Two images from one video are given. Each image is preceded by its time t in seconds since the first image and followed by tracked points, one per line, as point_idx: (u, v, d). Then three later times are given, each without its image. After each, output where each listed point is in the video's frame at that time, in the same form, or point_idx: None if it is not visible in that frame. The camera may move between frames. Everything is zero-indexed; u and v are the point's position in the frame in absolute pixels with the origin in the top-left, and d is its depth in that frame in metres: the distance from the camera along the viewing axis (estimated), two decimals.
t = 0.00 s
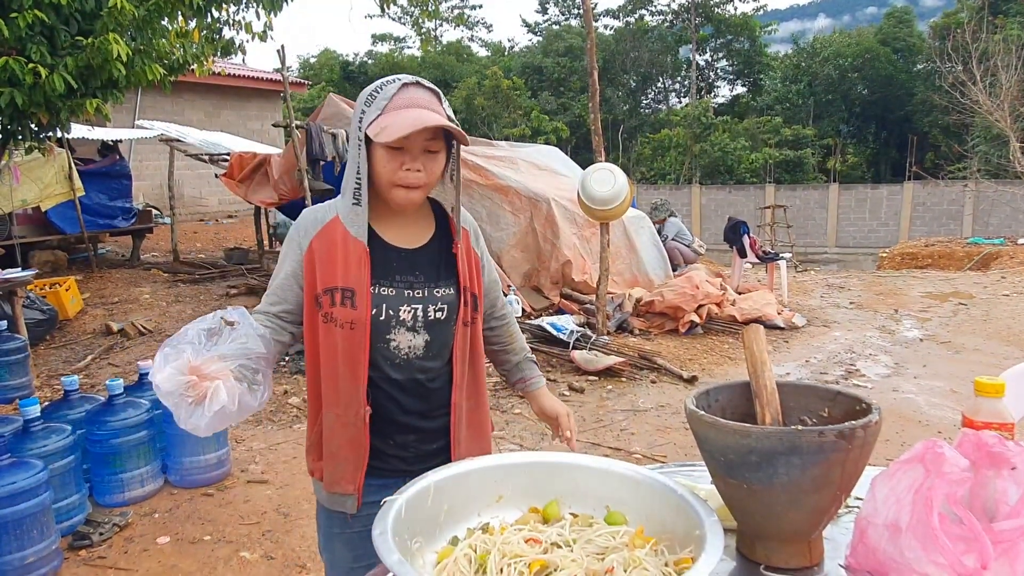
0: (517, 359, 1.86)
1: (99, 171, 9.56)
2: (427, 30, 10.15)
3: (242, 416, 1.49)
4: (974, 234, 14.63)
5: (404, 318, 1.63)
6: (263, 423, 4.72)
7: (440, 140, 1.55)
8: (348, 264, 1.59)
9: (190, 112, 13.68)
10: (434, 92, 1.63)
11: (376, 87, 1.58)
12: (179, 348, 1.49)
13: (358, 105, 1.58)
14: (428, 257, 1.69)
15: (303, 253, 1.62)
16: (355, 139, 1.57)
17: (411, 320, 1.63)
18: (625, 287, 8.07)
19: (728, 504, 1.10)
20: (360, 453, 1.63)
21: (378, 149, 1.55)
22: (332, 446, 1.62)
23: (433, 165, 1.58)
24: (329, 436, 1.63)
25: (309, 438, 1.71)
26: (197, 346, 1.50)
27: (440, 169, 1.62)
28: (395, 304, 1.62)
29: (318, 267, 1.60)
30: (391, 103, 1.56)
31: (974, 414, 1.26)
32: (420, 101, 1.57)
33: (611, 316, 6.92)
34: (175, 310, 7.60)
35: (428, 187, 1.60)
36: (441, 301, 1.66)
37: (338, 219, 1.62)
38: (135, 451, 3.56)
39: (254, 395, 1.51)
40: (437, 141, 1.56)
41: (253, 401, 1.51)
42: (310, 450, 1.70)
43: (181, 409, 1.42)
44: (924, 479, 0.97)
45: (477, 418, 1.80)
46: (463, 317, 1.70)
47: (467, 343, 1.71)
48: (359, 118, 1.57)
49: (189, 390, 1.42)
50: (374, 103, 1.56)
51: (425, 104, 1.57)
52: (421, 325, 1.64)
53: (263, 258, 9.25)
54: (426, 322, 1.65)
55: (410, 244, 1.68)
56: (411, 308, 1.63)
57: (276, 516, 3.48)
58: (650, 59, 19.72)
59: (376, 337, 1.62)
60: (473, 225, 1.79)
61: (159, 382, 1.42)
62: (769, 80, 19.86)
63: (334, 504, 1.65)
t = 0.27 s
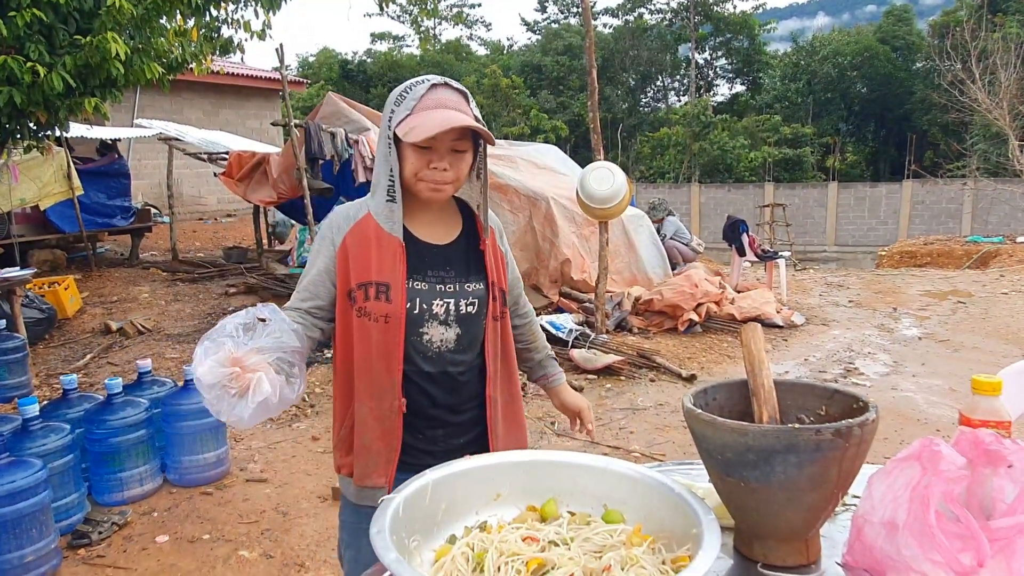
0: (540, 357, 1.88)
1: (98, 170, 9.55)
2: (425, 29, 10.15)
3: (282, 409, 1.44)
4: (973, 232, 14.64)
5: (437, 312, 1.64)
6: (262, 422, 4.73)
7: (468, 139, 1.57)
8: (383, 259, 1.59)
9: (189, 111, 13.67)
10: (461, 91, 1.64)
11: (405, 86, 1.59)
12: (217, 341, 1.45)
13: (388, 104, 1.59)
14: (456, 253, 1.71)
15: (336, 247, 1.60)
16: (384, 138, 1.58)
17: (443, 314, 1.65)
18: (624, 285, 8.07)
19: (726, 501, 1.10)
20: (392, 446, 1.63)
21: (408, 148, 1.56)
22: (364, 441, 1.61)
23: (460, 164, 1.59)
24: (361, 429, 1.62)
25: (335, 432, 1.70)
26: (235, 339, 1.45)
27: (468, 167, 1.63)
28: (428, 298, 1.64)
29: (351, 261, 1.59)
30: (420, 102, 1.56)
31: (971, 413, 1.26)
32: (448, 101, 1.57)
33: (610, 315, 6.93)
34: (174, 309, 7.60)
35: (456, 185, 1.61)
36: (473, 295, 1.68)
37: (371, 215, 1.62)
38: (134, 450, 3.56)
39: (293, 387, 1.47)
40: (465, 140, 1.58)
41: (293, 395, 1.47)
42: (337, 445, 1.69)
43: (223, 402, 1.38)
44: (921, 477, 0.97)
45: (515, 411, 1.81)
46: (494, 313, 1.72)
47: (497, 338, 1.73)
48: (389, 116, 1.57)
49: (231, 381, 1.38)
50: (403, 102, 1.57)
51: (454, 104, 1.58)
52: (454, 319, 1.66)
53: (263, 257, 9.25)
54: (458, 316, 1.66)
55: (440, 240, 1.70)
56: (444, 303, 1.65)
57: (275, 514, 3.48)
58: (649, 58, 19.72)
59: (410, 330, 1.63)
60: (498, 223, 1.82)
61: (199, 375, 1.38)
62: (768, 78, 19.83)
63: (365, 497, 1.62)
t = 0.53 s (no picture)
0: (545, 356, 1.88)
1: (96, 168, 9.53)
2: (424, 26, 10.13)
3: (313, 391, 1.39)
4: (972, 230, 14.66)
5: (452, 306, 1.64)
6: (260, 420, 4.74)
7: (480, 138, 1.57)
8: (398, 254, 1.58)
9: (188, 109, 13.66)
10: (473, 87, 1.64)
11: (418, 83, 1.59)
12: (240, 325, 1.39)
13: (400, 100, 1.59)
14: (468, 249, 1.72)
15: (351, 242, 1.59)
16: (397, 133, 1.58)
17: (458, 309, 1.65)
18: (624, 283, 8.07)
19: (723, 499, 1.10)
20: (410, 440, 1.61)
21: (420, 144, 1.55)
22: (380, 439, 1.58)
23: (471, 161, 1.59)
24: (379, 426, 1.59)
25: (346, 433, 1.68)
26: (258, 321, 1.40)
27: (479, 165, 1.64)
28: (443, 293, 1.63)
29: (366, 256, 1.57)
30: (432, 98, 1.56)
31: (968, 410, 1.27)
32: (460, 99, 1.57)
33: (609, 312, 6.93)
34: (173, 307, 7.60)
35: (467, 182, 1.62)
36: (485, 290, 1.68)
37: (387, 210, 1.61)
38: (133, 448, 3.56)
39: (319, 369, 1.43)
40: (476, 138, 1.58)
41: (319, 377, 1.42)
42: (352, 445, 1.66)
43: (258, 386, 1.32)
44: (917, 475, 0.97)
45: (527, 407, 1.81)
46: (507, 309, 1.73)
47: (509, 333, 1.74)
48: (401, 112, 1.58)
49: (265, 364, 1.32)
50: (416, 98, 1.56)
51: (466, 102, 1.58)
52: (467, 314, 1.66)
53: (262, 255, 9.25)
54: (472, 311, 1.66)
55: (452, 237, 1.71)
56: (459, 298, 1.65)
57: (274, 512, 3.48)
58: (648, 55, 19.70)
59: (427, 324, 1.62)
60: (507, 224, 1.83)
61: (229, 361, 1.31)
62: (767, 76, 19.84)
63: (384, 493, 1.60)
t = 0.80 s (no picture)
0: (540, 356, 1.88)
1: (95, 166, 9.52)
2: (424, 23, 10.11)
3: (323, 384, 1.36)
4: (971, 227, 14.65)
5: (457, 305, 1.64)
6: (260, 417, 4.74)
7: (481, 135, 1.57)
8: (402, 252, 1.57)
9: (187, 106, 13.65)
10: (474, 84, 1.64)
11: (419, 79, 1.58)
12: (250, 318, 1.34)
13: (401, 96, 1.58)
14: (469, 248, 1.72)
15: (351, 242, 1.57)
16: (398, 129, 1.57)
17: (463, 308, 1.65)
18: (623, 280, 8.07)
19: (720, 496, 1.11)
20: (418, 443, 1.61)
21: (422, 140, 1.55)
22: (387, 443, 1.58)
23: (471, 158, 1.59)
24: (387, 429, 1.59)
25: (349, 436, 1.68)
26: (269, 313, 1.36)
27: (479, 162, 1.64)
28: (448, 292, 1.63)
29: (369, 255, 1.55)
30: (433, 95, 1.55)
31: (967, 407, 1.26)
32: (462, 95, 1.57)
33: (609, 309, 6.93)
34: (173, 304, 7.59)
35: (468, 180, 1.61)
36: (489, 288, 1.69)
37: (388, 209, 1.60)
38: (132, 445, 3.56)
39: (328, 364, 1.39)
40: (477, 134, 1.58)
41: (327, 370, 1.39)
42: (358, 451, 1.65)
43: (273, 378, 1.27)
44: (915, 472, 0.97)
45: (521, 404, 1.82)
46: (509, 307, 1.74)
47: (511, 331, 1.74)
48: (402, 108, 1.57)
49: (279, 353, 1.27)
50: (416, 94, 1.56)
51: (467, 98, 1.57)
52: (472, 313, 1.66)
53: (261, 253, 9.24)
54: (476, 310, 1.66)
55: (453, 235, 1.71)
56: (464, 296, 1.65)
57: (273, 510, 3.48)
58: (648, 52, 19.67)
59: (434, 323, 1.61)
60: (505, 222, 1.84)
61: (244, 352, 1.25)
62: (767, 72, 19.81)
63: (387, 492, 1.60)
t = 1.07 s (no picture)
0: (534, 358, 1.88)
1: (94, 163, 9.51)
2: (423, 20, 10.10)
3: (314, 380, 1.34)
4: (971, 224, 14.66)
5: (453, 307, 1.63)
6: (259, 415, 4.74)
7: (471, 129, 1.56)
8: (395, 254, 1.56)
9: (187, 104, 13.64)
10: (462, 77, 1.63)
11: (406, 73, 1.58)
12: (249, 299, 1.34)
13: (388, 91, 1.57)
14: (463, 248, 1.72)
15: (341, 244, 1.55)
16: (384, 126, 1.56)
17: (459, 310, 1.65)
18: (623, 278, 8.08)
19: (719, 492, 1.11)
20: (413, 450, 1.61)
21: (411, 137, 1.54)
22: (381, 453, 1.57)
23: (462, 154, 1.58)
24: (382, 438, 1.58)
25: (339, 446, 1.66)
26: (269, 297, 1.35)
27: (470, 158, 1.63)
28: (443, 294, 1.62)
29: (360, 258, 1.54)
30: (421, 89, 1.55)
31: (965, 403, 1.26)
32: (450, 88, 1.56)
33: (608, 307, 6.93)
34: (172, 302, 7.59)
35: (458, 176, 1.61)
36: (486, 289, 1.69)
37: (377, 209, 1.59)
38: (132, 442, 3.56)
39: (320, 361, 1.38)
40: (467, 130, 1.57)
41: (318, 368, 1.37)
42: (349, 463, 1.63)
43: (268, 367, 1.26)
44: (913, 468, 0.97)
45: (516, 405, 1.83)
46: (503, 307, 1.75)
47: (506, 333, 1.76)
48: (388, 103, 1.56)
49: (278, 341, 1.26)
50: (404, 89, 1.55)
51: (456, 91, 1.56)
52: (469, 315, 1.66)
53: (260, 250, 9.24)
54: (473, 311, 1.67)
55: (446, 234, 1.71)
56: (459, 298, 1.65)
57: (273, 507, 3.48)
58: (648, 49, 19.66)
59: (429, 326, 1.61)
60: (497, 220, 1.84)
61: (243, 329, 1.24)
62: (767, 70, 19.81)
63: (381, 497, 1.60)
